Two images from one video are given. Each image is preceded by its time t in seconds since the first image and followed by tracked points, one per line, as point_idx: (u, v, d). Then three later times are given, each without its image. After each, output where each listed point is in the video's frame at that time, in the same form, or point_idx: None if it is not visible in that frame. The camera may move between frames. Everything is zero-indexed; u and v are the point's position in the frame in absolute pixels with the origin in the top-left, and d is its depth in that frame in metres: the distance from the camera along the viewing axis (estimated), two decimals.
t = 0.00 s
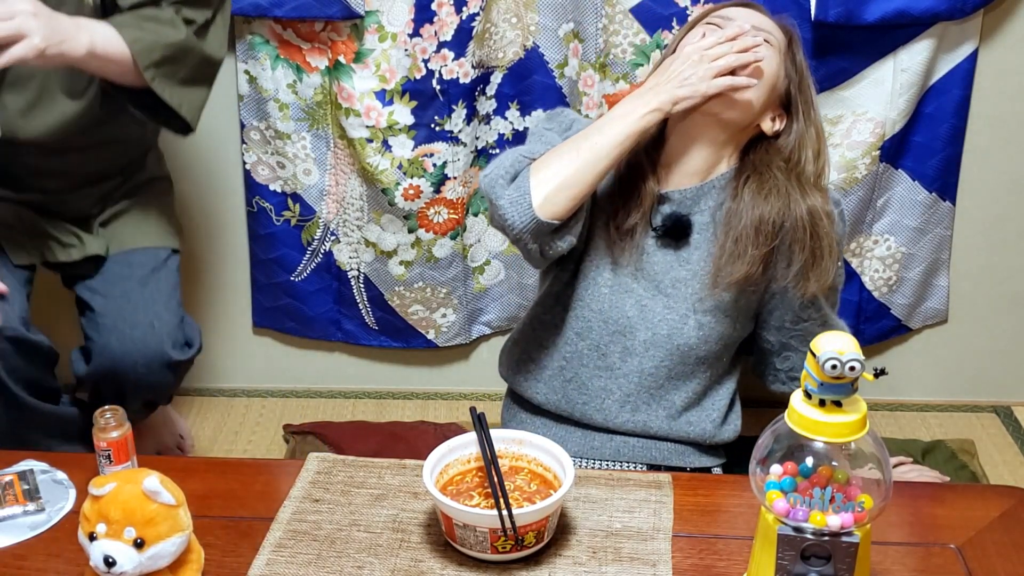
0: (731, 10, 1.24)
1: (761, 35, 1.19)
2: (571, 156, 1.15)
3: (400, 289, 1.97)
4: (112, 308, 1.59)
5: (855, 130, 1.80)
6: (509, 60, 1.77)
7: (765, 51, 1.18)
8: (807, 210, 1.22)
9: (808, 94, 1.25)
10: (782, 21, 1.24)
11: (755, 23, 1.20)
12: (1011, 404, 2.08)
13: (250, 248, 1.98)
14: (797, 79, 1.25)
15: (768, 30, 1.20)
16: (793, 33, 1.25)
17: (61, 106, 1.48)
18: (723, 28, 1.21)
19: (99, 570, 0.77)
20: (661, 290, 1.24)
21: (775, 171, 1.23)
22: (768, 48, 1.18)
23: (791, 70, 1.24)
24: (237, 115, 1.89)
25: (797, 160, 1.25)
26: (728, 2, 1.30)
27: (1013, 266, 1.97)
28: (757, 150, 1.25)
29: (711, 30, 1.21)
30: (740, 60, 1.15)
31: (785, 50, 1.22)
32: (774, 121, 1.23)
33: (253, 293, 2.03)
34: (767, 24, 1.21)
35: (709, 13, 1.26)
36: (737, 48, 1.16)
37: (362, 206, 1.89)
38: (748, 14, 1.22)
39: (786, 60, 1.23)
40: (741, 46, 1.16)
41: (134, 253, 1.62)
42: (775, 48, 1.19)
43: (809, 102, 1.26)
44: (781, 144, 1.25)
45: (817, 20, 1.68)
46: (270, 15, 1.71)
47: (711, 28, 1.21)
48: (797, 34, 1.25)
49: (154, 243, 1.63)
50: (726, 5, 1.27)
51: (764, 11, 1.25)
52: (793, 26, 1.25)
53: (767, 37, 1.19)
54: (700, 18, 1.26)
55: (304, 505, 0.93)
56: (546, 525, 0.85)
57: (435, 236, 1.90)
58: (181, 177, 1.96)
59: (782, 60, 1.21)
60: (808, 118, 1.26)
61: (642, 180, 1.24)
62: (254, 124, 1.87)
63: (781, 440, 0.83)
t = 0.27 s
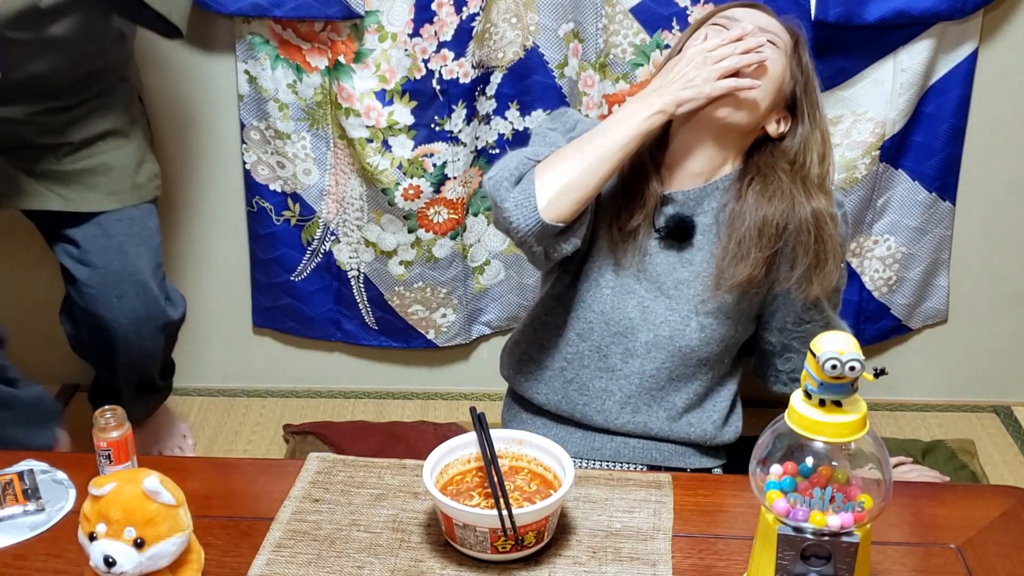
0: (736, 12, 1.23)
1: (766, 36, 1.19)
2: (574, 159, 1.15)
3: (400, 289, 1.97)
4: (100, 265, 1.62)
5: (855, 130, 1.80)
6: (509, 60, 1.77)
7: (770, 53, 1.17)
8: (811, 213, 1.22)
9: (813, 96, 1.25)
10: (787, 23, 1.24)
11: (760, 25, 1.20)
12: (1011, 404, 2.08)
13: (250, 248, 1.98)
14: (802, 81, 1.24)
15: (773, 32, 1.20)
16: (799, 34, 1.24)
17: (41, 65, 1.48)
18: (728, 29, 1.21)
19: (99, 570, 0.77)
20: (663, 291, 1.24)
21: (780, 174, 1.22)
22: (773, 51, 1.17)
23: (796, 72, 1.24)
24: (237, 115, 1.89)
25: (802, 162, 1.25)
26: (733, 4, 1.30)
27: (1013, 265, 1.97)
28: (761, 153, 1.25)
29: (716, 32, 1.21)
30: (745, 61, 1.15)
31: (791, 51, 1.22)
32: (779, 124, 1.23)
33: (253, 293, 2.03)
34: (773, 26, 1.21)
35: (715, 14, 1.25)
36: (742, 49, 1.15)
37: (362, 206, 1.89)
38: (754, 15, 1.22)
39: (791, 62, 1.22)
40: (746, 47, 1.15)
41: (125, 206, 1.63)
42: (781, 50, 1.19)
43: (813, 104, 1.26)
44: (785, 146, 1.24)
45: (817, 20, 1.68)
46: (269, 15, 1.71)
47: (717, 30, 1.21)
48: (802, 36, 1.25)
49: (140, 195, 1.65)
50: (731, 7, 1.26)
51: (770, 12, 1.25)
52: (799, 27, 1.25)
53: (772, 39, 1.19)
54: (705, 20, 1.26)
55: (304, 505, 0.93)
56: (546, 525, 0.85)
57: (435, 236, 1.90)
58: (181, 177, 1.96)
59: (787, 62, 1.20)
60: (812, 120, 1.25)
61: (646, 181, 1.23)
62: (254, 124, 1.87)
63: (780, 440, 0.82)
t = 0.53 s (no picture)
0: (742, 13, 1.23)
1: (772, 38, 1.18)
2: (577, 161, 1.15)
3: (400, 289, 1.97)
4: (49, 253, 1.53)
5: (855, 130, 1.80)
6: (509, 60, 1.77)
7: (775, 55, 1.17)
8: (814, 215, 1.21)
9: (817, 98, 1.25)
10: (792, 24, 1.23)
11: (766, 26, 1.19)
12: (1011, 404, 2.08)
13: (250, 248, 1.98)
14: (807, 83, 1.24)
15: (779, 34, 1.19)
16: (804, 36, 1.24)
17: None
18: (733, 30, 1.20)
19: (99, 570, 0.77)
20: (664, 293, 1.24)
21: (784, 176, 1.22)
22: (778, 53, 1.17)
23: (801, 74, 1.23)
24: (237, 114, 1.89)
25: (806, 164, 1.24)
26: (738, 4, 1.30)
27: (1013, 265, 1.97)
28: (765, 154, 1.24)
29: (721, 33, 1.21)
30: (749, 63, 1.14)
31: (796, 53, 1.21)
32: (783, 126, 1.22)
33: (254, 293, 2.03)
34: (779, 27, 1.20)
35: (721, 14, 1.25)
36: (747, 51, 1.15)
37: (362, 206, 1.89)
38: (760, 16, 1.21)
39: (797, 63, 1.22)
40: (751, 49, 1.15)
41: (59, 192, 1.50)
42: (786, 51, 1.18)
43: (818, 106, 1.26)
44: (790, 148, 1.24)
45: (816, 20, 1.68)
46: (269, 15, 1.71)
47: (723, 31, 1.21)
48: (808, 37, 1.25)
49: (75, 179, 1.52)
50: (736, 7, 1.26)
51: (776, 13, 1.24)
52: (804, 29, 1.25)
53: (777, 40, 1.18)
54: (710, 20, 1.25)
55: (304, 505, 0.93)
56: (546, 525, 0.85)
57: (435, 236, 1.91)
58: (181, 177, 1.96)
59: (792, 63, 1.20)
60: (817, 121, 1.25)
61: (649, 182, 1.23)
62: (254, 124, 1.87)
63: (780, 440, 0.82)
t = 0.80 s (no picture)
0: (745, 14, 1.23)
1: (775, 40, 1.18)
2: (579, 162, 1.14)
3: (400, 289, 1.97)
4: None
5: (855, 130, 1.80)
6: (509, 60, 1.77)
7: (778, 57, 1.17)
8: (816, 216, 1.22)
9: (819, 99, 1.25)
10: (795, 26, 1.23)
11: (769, 28, 1.19)
12: (1011, 404, 2.08)
13: (250, 248, 1.98)
14: (809, 84, 1.24)
15: (782, 36, 1.19)
16: (807, 37, 1.24)
17: None
18: (737, 32, 1.20)
19: (99, 570, 0.77)
20: (665, 294, 1.24)
21: (785, 177, 1.22)
22: (781, 54, 1.17)
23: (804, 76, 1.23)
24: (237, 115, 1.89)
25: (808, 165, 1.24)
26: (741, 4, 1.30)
27: (1013, 266, 1.97)
28: (767, 155, 1.24)
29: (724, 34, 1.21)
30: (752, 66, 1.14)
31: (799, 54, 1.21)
32: (784, 128, 1.22)
33: (254, 293, 2.03)
34: (782, 29, 1.20)
35: (724, 15, 1.25)
36: (750, 54, 1.15)
37: (362, 206, 1.89)
38: (763, 17, 1.21)
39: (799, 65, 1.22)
40: (753, 52, 1.15)
41: None
42: (789, 54, 1.18)
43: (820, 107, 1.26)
44: (792, 150, 1.24)
45: (817, 20, 1.68)
46: (269, 15, 1.71)
47: (727, 31, 1.21)
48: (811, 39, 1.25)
49: None
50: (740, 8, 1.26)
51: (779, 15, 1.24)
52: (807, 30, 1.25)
53: (780, 42, 1.18)
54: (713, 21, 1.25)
55: (304, 505, 0.93)
56: (546, 525, 0.85)
57: (435, 236, 1.90)
58: (181, 177, 1.96)
59: (795, 65, 1.20)
60: (818, 123, 1.25)
61: (650, 182, 1.23)
62: (254, 124, 1.87)
63: (780, 440, 0.83)
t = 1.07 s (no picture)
0: (741, 15, 1.21)
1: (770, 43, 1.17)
2: (571, 180, 1.14)
3: (400, 289, 1.97)
4: None
5: (855, 130, 1.80)
6: (509, 60, 1.77)
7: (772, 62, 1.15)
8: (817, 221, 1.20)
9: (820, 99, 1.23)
10: (793, 25, 1.21)
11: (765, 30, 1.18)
12: (1011, 404, 2.08)
13: (250, 248, 1.98)
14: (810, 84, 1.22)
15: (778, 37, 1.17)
16: (805, 36, 1.22)
17: None
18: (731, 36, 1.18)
19: (99, 570, 0.77)
20: (664, 301, 1.24)
21: (784, 185, 1.21)
22: (777, 60, 1.15)
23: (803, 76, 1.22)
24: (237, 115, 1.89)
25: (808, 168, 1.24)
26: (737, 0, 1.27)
27: (1013, 266, 1.97)
28: (766, 160, 1.24)
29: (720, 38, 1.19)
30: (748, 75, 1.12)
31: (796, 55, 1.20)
32: (782, 130, 1.21)
33: (254, 293, 2.03)
34: (778, 29, 1.19)
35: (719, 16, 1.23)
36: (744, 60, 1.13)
37: (363, 206, 1.89)
38: (759, 18, 1.20)
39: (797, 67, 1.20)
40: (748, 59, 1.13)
41: None
42: (785, 57, 1.17)
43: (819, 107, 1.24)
44: (789, 154, 1.24)
45: (817, 20, 1.69)
46: (270, 15, 1.71)
47: (723, 34, 1.19)
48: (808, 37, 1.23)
49: None
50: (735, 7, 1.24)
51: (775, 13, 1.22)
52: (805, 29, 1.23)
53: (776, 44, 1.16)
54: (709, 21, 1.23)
55: (304, 505, 0.93)
56: (546, 525, 0.85)
57: (435, 236, 1.91)
58: (181, 178, 1.96)
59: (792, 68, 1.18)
60: (819, 124, 1.24)
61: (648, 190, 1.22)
62: (254, 124, 1.87)
63: (780, 440, 0.83)
